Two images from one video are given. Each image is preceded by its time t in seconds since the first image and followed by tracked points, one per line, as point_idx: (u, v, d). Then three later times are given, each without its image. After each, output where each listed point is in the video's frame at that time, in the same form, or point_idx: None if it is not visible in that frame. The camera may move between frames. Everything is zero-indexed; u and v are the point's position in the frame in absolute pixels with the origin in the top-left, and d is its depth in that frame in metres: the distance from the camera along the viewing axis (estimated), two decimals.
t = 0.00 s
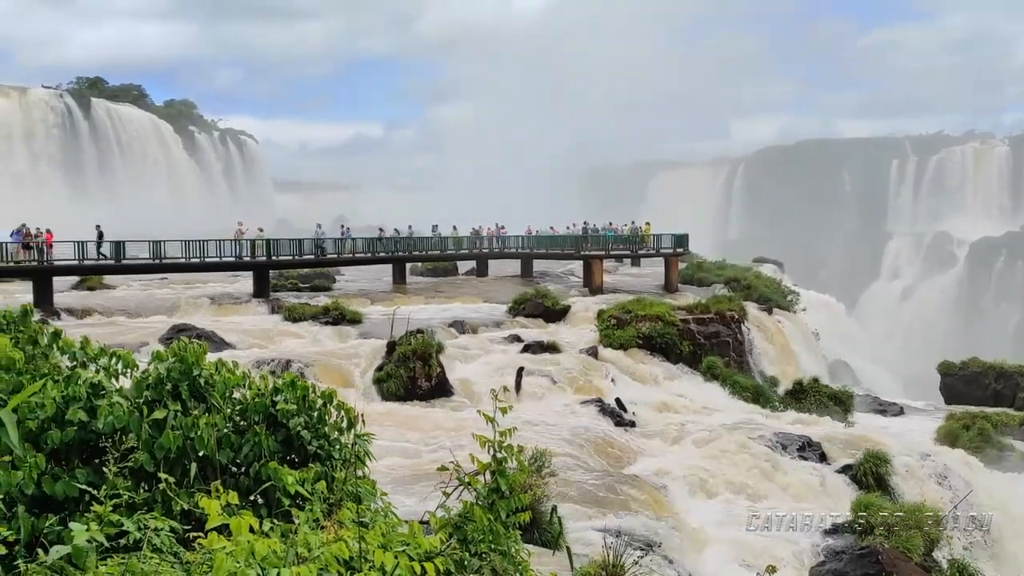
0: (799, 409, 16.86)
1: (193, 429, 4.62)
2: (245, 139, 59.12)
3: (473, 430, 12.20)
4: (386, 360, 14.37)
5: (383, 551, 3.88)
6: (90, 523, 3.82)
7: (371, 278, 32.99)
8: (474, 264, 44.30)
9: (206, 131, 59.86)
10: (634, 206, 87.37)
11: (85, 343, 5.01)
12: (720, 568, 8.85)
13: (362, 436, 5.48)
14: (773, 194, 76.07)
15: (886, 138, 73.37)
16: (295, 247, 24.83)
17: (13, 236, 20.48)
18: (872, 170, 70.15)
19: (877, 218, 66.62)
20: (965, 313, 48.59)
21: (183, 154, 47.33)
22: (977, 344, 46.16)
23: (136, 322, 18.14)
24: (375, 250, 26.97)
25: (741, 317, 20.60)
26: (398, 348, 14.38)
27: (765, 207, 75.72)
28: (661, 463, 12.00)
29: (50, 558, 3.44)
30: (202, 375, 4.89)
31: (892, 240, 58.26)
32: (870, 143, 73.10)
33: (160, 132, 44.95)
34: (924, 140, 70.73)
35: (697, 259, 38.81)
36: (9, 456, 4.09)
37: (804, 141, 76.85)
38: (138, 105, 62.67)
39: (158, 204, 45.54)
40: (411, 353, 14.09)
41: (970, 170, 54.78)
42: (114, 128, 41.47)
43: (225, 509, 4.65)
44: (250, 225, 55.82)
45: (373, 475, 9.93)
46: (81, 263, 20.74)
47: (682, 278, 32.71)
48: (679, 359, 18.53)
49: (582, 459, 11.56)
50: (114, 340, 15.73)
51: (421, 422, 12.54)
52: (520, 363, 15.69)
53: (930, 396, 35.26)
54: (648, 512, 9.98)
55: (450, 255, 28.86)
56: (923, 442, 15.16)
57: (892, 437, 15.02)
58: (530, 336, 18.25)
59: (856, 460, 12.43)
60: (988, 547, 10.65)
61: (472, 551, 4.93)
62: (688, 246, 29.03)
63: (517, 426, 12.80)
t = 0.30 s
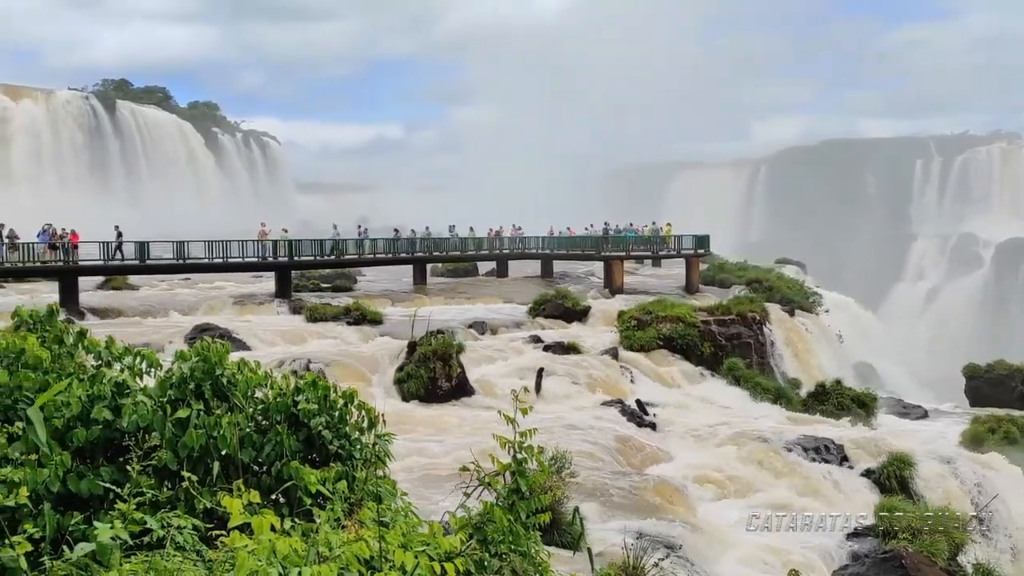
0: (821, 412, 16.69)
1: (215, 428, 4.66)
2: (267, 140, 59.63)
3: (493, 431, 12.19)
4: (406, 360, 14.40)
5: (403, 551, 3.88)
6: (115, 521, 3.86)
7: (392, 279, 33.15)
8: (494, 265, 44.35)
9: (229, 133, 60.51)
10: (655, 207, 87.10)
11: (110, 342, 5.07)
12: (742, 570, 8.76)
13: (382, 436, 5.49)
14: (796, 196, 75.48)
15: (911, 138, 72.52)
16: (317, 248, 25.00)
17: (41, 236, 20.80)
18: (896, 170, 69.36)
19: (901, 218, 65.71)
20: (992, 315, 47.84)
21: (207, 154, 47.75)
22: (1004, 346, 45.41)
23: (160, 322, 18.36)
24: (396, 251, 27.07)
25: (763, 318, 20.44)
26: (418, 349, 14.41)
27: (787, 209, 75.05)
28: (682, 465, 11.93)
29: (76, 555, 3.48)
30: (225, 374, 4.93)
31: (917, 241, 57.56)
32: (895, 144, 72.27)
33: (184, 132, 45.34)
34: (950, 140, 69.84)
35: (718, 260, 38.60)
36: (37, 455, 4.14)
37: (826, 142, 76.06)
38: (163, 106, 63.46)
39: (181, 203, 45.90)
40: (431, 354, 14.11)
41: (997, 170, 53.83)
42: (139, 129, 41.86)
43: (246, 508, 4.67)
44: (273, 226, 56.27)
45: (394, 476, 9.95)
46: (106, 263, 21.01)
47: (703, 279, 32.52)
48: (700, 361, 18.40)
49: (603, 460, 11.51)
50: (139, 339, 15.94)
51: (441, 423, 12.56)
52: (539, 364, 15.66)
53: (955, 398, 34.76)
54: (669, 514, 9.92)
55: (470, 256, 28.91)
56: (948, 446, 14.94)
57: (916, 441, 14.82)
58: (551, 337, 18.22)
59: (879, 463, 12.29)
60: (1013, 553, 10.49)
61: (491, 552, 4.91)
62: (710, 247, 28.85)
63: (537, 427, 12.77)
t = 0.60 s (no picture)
0: (842, 414, 16.50)
1: (237, 427, 4.69)
2: (288, 142, 60.07)
3: (511, 432, 12.18)
4: (426, 361, 14.44)
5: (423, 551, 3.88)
6: (137, 519, 3.89)
7: (412, 279, 33.27)
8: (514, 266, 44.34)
9: (251, 134, 61.04)
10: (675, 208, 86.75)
11: (133, 342, 5.11)
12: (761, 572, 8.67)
13: (401, 435, 5.49)
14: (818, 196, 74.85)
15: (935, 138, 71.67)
16: (338, 248, 25.13)
17: (66, 237, 21.09)
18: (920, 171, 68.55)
19: (924, 219, 64.81)
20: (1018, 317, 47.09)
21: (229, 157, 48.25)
22: None
23: (182, 321, 18.54)
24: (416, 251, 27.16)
25: (783, 320, 20.27)
26: (437, 349, 14.43)
27: (809, 210, 74.44)
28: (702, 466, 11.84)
29: (99, 553, 3.50)
30: (246, 373, 4.96)
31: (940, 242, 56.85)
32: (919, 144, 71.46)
33: (206, 132, 45.76)
34: (975, 140, 68.93)
35: (739, 261, 38.35)
36: (62, 453, 4.19)
37: (848, 141, 75.24)
38: (186, 108, 64.14)
39: (203, 203, 46.36)
40: (450, 354, 14.14)
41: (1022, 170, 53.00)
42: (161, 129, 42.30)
43: (267, 507, 4.68)
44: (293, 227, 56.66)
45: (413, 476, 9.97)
46: (130, 264, 21.25)
47: (723, 280, 32.32)
48: (720, 362, 18.27)
49: (622, 462, 11.46)
50: (162, 338, 16.11)
51: (460, 423, 12.57)
52: (558, 365, 15.62)
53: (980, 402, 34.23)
54: (689, 517, 9.85)
55: (489, 256, 28.94)
56: (973, 449, 14.71)
57: (940, 444, 14.60)
58: (570, 337, 18.19)
59: (902, 467, 12.13)
60: None
61: (510, 553, 4.88)
62: (730, 248, 28.67)
63: (556, 429, 12.73)
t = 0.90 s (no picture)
0: (862, 416, 16.33)
1: (256, 427, 4.71)
2: (307, 143, 60.45)
3: (529, 433, 12.17)
4: (444, 361, 14.46)
5: (441, 551, 3.87)
6: (157, 517, 3.90)
7: (429, 280, 33.35)
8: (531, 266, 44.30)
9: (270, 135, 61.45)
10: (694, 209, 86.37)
11: (154, 341, 5.15)
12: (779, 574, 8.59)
13: (419, 436, 5.51)
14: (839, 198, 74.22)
15: (958, 138, 70.86)
16: (356, 249, 25.25)
17: (88, 237, 21.33)
18: (942, 171, 67.79)
19: (946, 219, 64.08)
20: None
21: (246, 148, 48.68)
22: None
23: (202, 321, 18.68)
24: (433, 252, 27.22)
25: (803, 321, 20.11)
26: (455, 350, 14.47)
27: (829, 210, 73.83)
28: (720, 468, 11.77)
29: (120, 550, 3.52)
30: (265, 373, 5.00)
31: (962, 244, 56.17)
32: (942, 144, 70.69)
33: (227, 135, 46.14)
34: (998, 140, 68.08)
35: (758, 262, 38.13)
36: (83, 451, 4.22)
37: (868, 142, 74.52)
38: (206, 109, 64.64)
39: (223, 204, 46.68)
40: (468, 355, 14.16)
41: None
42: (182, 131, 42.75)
43: (285, 505, 4.70)
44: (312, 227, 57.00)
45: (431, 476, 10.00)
46: (150, 264, 21.43)
47: (742, 281, 32.11)
48: (738, 364, 18.14)
49: (639, 462, 11.42)
50: (182, 338, 16.23)
51: (477, 423, 12.58)
52: (576, 366, 15.59)
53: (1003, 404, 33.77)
54: (706, 518, 9.79)
55: (507, 257, 28.97)
56: (995, 452, 14.51)
57: (962, 447, 14.41)
58: (587, 338, 18.17)
59: (923, 470, 11.98)
60: None
61: (527, 553, 4.87)
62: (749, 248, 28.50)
63: (573, 430, 12.72)
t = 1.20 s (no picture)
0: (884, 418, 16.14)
1: (276, 426, 4.74)
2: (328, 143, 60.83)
3: (547, 434, 12.15)
4: (462, 361, 14.47)
5: (459, 551, 3.86)
6: (178, 515, 3.93)
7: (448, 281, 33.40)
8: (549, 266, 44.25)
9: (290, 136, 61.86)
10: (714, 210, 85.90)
11: (175, 341, 5.20)
12: None
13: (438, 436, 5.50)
14: (860, 198, 73.56)
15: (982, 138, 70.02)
16: (376, 249, 25.34)
17: (112, 238, 21.56)
18: (965, 171, 67.00)
19: (970, 219, 63.31)
20: None
21: (264, 145, 49.22)
22: None
23: (223, 321, 18.83)
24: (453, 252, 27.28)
25: (824, 322, 19.93)
26: (474, 350, 14.48)
27: (851, 211, 73.19)
28: (740, 470, 11.67)
29: (141, 549, 3.54)
30: (286, 373, 5.03)
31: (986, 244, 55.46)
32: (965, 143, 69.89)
33: (247, 136, 46.58)
34: None
35: (778, 262, 37.85)
36: (107, 450, 4.27)
37: (891, 141, 73.76)
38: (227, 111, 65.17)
39: (246, 206, 47.04)
40: (486, 355, 14.16)
41: None
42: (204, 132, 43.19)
43: (305, 504, 4.72)
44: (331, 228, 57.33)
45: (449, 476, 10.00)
46: (172, 264, 21.64)
47: (762, 282, 31.89)
48: (759, 365, 18.00)
49: (658, 464, 11.35)
50: (203, 338, 16.36)
51: (495, 424, 12.57)
52: (594, 367, 15.55)
53: None
54: (726, 520, 9.71)
55: (525, 258, 28.96)
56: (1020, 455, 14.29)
57: (986, 449, 14.20)
58: (606, 339, 18.11)
59: (946, 473, 11.82)
60: None
61: (546, 554, 4.85)
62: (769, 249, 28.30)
63: (592, 431, 12.68)
